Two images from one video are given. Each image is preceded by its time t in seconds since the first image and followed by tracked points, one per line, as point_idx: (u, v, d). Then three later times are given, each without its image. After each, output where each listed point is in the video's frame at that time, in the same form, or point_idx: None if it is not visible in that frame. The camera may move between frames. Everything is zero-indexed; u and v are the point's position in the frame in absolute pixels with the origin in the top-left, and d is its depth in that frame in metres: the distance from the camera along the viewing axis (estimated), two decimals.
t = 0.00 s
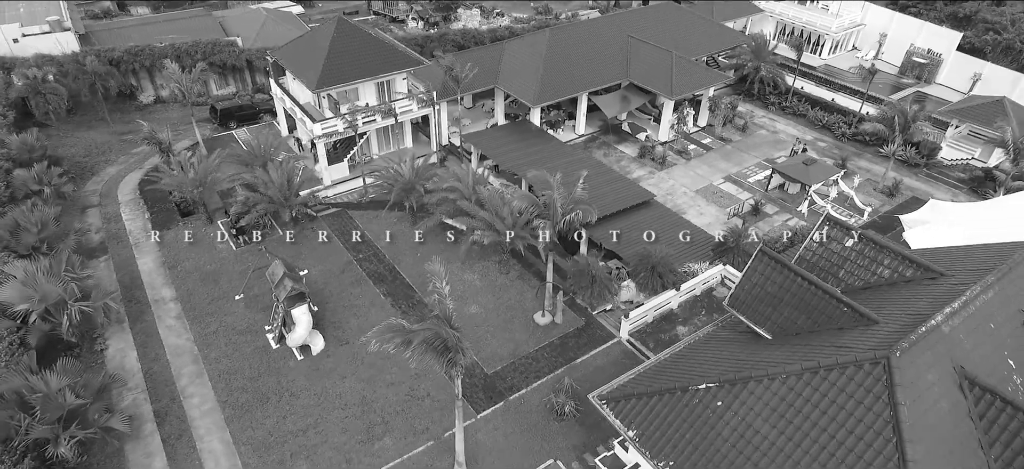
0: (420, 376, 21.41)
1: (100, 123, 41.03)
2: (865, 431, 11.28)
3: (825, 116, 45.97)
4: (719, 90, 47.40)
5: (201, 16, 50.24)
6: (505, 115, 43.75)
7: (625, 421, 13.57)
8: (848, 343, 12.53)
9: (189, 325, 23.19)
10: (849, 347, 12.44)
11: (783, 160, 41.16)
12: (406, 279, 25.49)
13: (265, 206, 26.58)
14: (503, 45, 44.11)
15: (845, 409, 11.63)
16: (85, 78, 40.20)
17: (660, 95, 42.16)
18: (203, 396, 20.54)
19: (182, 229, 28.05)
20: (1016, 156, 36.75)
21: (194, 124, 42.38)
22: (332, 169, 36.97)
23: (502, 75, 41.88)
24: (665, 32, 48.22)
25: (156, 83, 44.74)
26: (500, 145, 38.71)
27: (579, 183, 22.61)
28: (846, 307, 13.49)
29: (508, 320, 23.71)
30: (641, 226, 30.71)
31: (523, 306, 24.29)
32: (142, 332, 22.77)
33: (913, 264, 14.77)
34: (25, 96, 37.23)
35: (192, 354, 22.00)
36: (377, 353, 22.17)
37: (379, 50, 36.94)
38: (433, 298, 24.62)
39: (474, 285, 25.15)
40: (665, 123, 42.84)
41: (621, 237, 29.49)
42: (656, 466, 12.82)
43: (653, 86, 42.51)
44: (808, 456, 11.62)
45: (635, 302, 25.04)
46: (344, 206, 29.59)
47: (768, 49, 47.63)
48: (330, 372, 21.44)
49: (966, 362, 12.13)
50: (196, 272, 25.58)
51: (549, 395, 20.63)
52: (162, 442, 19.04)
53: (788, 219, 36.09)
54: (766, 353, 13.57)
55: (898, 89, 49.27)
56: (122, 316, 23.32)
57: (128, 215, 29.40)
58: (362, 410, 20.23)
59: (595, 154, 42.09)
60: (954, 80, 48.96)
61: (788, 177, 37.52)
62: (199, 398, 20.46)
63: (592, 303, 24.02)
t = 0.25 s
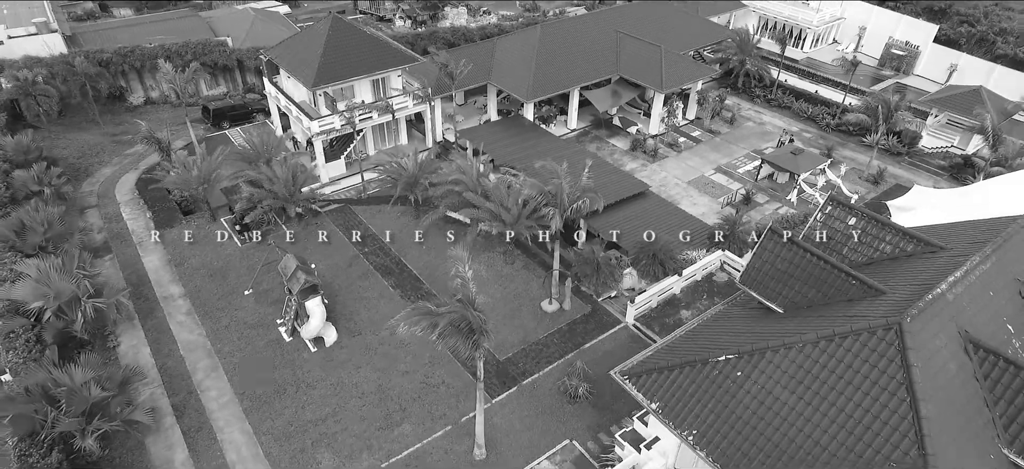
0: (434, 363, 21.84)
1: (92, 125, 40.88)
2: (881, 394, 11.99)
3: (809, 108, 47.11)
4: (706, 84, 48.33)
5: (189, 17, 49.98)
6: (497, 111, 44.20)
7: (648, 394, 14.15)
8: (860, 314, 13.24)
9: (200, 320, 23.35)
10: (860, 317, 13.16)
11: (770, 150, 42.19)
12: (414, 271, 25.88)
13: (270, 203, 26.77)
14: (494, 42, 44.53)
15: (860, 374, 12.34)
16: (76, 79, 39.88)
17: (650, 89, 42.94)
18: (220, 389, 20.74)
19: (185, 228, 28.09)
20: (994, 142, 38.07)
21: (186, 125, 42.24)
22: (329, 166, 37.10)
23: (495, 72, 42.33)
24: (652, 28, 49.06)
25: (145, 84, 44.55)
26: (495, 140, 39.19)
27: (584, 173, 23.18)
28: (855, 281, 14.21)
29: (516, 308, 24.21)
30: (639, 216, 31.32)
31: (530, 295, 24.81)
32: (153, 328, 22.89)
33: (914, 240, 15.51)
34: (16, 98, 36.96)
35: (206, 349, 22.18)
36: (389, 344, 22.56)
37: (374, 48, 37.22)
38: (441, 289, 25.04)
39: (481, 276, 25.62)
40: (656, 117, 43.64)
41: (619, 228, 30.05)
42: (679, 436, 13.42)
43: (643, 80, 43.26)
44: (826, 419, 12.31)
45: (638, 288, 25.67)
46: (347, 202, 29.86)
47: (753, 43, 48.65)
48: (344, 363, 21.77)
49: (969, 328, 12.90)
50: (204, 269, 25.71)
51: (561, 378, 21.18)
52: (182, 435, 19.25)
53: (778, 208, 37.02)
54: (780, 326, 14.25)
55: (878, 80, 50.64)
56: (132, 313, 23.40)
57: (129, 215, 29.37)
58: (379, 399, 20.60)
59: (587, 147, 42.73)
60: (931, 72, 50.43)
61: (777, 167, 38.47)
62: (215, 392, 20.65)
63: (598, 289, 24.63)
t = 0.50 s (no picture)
0: (447, 351, 22.26)
1: (83, 126, 40.69)
2: (892, 359, 12.73)
3: (795, 100, 48.20)
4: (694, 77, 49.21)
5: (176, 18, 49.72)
6: (491, 107, 44.64)
7: (668, 368, 14.76)
8: (869, 286, 13.99)
9: (211, 315, 23.51)
10: (869, 289, 13.91)
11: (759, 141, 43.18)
12: (421, 263, 26.27)
13: (275, 199, 26.94)
14: (486, 39, 44.96)
15: (872, 341, 13.08)
16: (66, 80, 39.53)
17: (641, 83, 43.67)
18: (237, 382, 20.94)
19: (189, 226, 28.13)
20: (974, 130, 39.39)
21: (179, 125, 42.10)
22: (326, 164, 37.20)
23: (488, 68, 42.74)
24: (640, 23, 49.85)
25: (134, 85, 44.32)
26: (491, 135, 39.62)
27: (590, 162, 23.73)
28: (861, 256, 14.96)
29: (524, 296, 24.72)
30: (636, 206, 31.91)
31: (537, 283, 25.33)
32: (165, 324, 23.00)
33: (914, 217, 16.32)
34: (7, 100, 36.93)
35: (220, 343, 22.36)
36: (401, 333, 22.94)
37: (369, 45, 37.49)
38: (449, 279, 25.46)
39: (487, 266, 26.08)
40: (647, 111, 44.40)
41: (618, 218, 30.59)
42: (700, 406, 14.03)
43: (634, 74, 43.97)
44: (841, 385, 13.02)
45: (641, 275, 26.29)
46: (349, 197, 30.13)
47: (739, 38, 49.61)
48: (359, 353, 22.09)
49: (971, 296, 13.71)
50: (211, 265, 25.85)
51: (573, 362, 21.72)
52: (203, 426, 19.47)
53: (768, 197, 37.96)
54: (791, 301, 14.96)
55: (859, 72, 51.97)
56: (143, 310, 23.49)
57: (131, 214, 29.32)
58: (395, 387, 20.97)
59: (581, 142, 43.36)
60: (910, 63, 51.88)
61: (767, 157, 39.41)
62: (232, 384, 20.85)
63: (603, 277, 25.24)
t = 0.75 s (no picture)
0: (459, 339, 22.74)
1: (74, 129, 40.38)
2: (900, 327, 13.52)
3: (780, 92, 49.34)
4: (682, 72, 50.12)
5: (163, 20, 49.44)
6: (483, 103, 45.08)
7: (686, 343, 15.35)
8: (875, 261, 14.76)
9: (223, 310, 23.70)
10: (875, 263, 14.69)
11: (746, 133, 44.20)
12: (427, 255, 26.71)
13: (281, 194, 27.12)
14: (477, 36, 45.40)
15: (880, 311, 13.86)
16: (56, 81, 39.23)
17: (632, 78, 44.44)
18: (253, 374, 21.17)
19: (192, 223, 28.22)
20: (953, 118, 40.72)
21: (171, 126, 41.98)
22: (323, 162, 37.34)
23: (481, 65, 43.18)
24: (627, 20, 50.64)
25: (124, 87, 44.16)
26: (486, 130, 40.09)
27: (594, 152, 24.34)
28: (865, 233, 15.74)
29: (531, 285, 25.28)
30: (633, 197, 32.49)
31: (542, 272, 25.90)
32: (177, 320, 23.16)
33: (911, 196, 17.17)
34: None
35: (233, 336, 22.58)
36: (413, 324, 23.35)
37: (364, 43, 37.76)
38: (456, 270, 25.94)
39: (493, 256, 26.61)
40: (637, 105, 45.20)
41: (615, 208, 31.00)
42: (718, 378, 14.66)
43: (624, 69, 44.73)
44: (853, 353, 13.77)
45: (643, 262, 27.00)
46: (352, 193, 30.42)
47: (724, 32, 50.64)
48: (373, 342, 22.50)
49: (969, 268, 14.57)
50: (219, 262, 26.01)
51: (583, 347, 22.34)
52: (224, 417, 19.74)
53: (758, 187, 38.94)
54: (800, 277, 15.69)
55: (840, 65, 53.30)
56: (154, 307, 23.60)
57: (133, 213, 29.31)
58: (410, 375, 21.39)
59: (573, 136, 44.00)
60: (889, 55, 53.33)
61: (756, 148, 40.38)
62: (249, 376, 21.10)
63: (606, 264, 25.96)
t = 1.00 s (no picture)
0: (469, 327, 23.22)
1: (64, 131, 40.03)
2: (904, 297, 14.30)
3: (764, 85, 50.45)
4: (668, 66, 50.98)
5: (149, 21, 49.12)
6: (475, 100, 45.48)
7: (700, 320, 16.01)
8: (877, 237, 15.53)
9: (234, 305, 23.90)
10: (877, 239, 15.48)
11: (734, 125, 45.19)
12: (432, 248, 27.14)
13: (286, 191, 27.32)
14: (468, 34, 45.80)
15: (885, 283, 14.63)
16: (45, 83, 38.85)
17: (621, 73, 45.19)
18: (269, 366, 21.43)
19: (196, 221, 28.32)
20: (932, 107, 42.04)
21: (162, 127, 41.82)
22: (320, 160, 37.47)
23: (472, 61, 43.59)
24: (613, 16, 51.41)
25: (113, 88, 43.88)
26: (480, 126, 40.53)
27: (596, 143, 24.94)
28: (866, 212, 16.53)
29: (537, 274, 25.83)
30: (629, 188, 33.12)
31: (547, 262, 26.46)
32: (188, 315, 23.32)
33: (906, 176, 18.01)
34: None
35: (246, 330, 22.81)
36: (423, 314, 23.76)
37: (358, 41, 38.01)
38: (462, 262, 26.40)
39: (498, 247, 27.12)
40: (626, 99, 45.96)
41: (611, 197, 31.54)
42: (732, 352, 15.33)
43: (613, 64, 45.46)
44: (860, 324, 14.54)
45: (643, 250, 27.68)
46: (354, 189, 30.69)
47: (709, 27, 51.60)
48: (385, 333, 22.89)
49: (965, 241, 15.43)
50: (225, 258, 26.18)
51: (591, 331, 22.96)
52: (243, 408, 19.99)
53: (747, 177, 39.90)
54: (806, 255, 16.42)
55: (821, 58, 54.61)
56: (164, 304, 23.72)
57: (134, 213, 29.29)
58: (425, 363, 21.82)
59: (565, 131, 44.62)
60: (867, 48, 54.77)
61: (744, 139, 41.33)
62: (264, 368, 21.35)
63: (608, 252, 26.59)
